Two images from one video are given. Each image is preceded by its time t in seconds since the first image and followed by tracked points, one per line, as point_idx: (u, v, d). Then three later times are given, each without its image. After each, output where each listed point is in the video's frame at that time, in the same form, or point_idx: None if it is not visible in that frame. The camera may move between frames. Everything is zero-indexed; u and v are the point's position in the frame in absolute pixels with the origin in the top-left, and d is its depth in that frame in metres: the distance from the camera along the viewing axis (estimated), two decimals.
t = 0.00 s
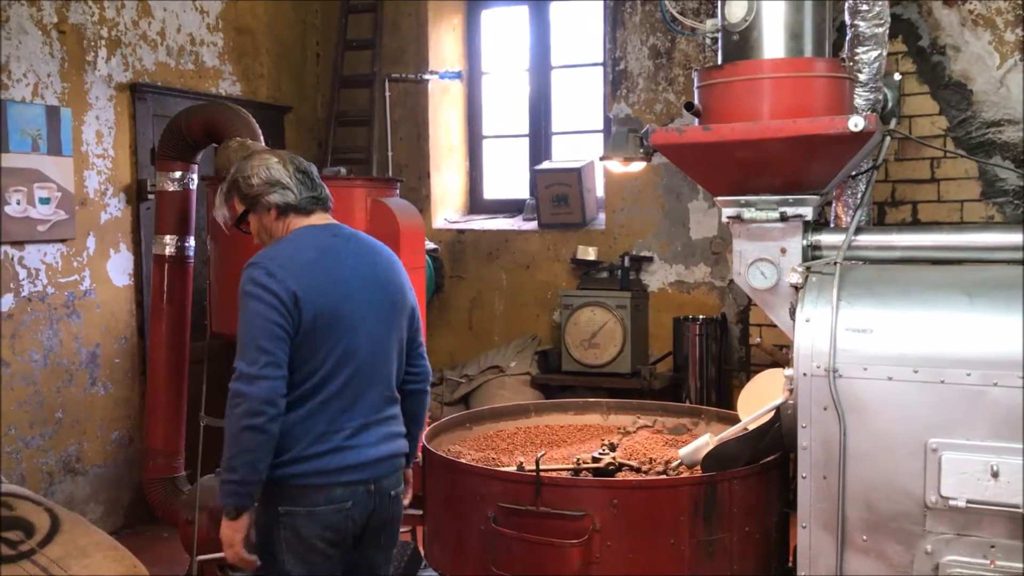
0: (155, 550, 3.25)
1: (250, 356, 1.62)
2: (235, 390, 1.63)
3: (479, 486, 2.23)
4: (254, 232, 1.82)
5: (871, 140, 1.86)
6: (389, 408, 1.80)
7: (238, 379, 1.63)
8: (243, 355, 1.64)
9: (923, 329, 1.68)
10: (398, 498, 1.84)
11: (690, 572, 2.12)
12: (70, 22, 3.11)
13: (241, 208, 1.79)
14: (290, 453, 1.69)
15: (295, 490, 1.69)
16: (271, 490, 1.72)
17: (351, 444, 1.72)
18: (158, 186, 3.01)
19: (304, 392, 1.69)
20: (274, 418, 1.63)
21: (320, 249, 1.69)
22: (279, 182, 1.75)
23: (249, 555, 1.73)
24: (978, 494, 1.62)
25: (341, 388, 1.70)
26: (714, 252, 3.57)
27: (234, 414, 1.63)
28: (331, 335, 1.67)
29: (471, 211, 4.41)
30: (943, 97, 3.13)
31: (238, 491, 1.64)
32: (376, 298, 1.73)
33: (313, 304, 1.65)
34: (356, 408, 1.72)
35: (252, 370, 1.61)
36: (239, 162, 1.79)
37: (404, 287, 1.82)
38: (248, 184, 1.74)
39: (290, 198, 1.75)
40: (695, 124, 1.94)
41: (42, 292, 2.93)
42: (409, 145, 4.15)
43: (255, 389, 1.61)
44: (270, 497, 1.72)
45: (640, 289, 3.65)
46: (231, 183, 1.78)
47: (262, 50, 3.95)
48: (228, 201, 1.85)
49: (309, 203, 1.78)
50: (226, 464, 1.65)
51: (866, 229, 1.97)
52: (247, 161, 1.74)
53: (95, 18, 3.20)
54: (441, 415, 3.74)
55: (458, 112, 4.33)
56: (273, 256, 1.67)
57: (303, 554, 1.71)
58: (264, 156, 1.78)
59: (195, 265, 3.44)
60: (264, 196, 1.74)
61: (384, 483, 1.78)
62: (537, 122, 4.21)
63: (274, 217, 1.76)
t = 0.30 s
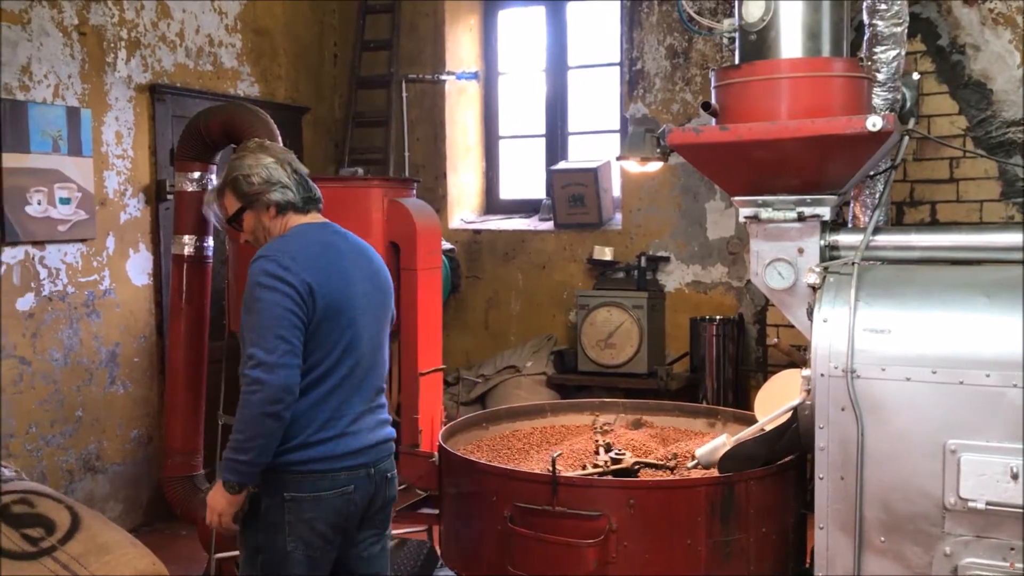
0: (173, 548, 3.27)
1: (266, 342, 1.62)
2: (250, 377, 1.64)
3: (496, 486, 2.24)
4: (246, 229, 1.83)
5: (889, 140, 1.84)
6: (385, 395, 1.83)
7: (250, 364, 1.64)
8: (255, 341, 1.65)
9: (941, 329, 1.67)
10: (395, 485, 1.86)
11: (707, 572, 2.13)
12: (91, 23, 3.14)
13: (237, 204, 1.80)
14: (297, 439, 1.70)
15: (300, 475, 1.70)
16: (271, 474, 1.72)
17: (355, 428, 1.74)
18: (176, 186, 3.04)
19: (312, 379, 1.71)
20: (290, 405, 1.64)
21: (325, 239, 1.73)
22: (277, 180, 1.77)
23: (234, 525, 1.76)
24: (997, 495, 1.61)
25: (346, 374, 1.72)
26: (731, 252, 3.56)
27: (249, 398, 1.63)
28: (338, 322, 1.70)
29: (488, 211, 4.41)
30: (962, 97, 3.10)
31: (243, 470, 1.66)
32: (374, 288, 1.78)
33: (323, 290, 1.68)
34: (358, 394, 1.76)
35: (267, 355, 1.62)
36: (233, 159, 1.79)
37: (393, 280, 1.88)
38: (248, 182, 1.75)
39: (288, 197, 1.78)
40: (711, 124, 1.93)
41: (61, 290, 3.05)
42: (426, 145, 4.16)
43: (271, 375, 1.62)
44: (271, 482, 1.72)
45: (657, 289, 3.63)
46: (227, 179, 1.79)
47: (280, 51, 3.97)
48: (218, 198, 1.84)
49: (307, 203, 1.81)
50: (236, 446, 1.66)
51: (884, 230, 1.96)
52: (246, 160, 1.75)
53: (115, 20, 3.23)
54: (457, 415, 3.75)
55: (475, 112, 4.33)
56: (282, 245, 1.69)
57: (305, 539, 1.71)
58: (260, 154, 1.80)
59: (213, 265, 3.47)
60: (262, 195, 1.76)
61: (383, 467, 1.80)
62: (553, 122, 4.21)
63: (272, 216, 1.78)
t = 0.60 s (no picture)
0: (197, 545, 3.31)
1: (242, 360, 1.63)
2: (227, 396, 1.63)
3: (517, 485, 2.24)
4: (208, 236, 1.82)
5: (914, 139, 1.83)
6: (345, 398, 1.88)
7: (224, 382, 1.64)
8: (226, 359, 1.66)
9: (967, 330, 1.66)
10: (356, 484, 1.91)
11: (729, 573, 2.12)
12: (116, 25, 3.18)
13: (199, 212, 1.79)
14: (270, 446, 1.72)
15: (269, 480, 1.73)
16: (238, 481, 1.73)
17: (324, 434, 1.78)
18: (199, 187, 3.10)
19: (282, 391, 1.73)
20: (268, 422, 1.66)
21: (291, 252, 1.75)
22: (243, 189, 1.78)
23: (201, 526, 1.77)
24: None
25: (314, 382, 1.76)
26: (754, 252, 3.54)
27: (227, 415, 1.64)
28: (308, 333, 1.73)
29: (509, 211, 4.41)
30: (989, 95, 3.08)
31: (219, 480, 1.67)
32: (336, 297, 1.82)
33: (292, 306, 1.70)
34: (324, 400, 1.80)
35: (245, 373, 1.63)
36: (194, 166, 1.78)
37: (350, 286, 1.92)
38: (213, 191, 1.75)
39: (253, 205, 1.79)
40: (734, 122, 1.92)
41: (86, 289, 3.08)
42: (447, 144, 4.17)
43: (250, 393, 1.63)
44: (239, 488, 1.74)
45: (679, 289, 3.62)
46: (188, 187, 1.77)
47: (302, 52, 3.99)
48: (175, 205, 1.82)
49: (271, 209, 1.83)
50: (214, 458, 1.66)
51: (909, 229, 1.94)
52: (209, 169, 1.75)
53: (140, 21, 3.27)
54: (478, 414, 3.76)
55: (496, 112, 4.34)
56: (251, 261, 1.70)
57: (273, 537, 1.74)
58: (220, 160, 1.79)
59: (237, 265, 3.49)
60: (228, 203, 1.76)
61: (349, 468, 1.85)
62: (575, 122, 4.20)
63: (237, 224, 1.79)
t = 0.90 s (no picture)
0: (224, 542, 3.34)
1: (213, 365, 1.66)
2: (176, 395, 1.67)
3: (542, 483, 2.24)
4: (184, 229, 1.82)
5: (943, 135, 1.81)
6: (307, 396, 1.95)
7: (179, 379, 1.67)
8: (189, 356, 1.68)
9: (998, 329, 1.63)
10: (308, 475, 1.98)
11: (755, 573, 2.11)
12: (143, 25, 3.22)
13: (177, 205, 1.78)
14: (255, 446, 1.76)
15: (241, 477, 1.76)
16: (202, 474, 1.76)
17: (285, 436, 1.81)
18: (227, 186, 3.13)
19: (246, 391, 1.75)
20: (207, 425, 1.68)
21: (272, 258, 1.78)
22: (224, 183, 1.79)
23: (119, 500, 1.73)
24: None
25: (290, 383, 1.82)
26: (780, 250, 3.51)
27: (177, 412, 1.66)
28: (286, 339, 1.78)
29: (533, 209, 4.41)
30: (1020, 90, 3.02)
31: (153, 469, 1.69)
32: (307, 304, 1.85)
33: (265, 311, 1.72)
34: (297, 399, 1.86)
35: (201, 374, 1.66)
36: (172, 158, 1.77)
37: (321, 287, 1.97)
38: (194, 185, 1.75)
39: (234, 200, 1.80)
40: (761, 119, 1.91)
41: (114, 287, 3.13)
42: (472, 143, 4.17)
43: (196, 395, 1.66)
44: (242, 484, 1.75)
45: (704, 287, 3.60)
46: (166, 179, 1.76)
47: (327, 52, 4.01)
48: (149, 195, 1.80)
49: (248, 204, 1.85)
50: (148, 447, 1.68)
51: (937, 226, 1.91)
52: (191, 162, 1.75)
53: (167, 22, 3.30)
54: (502, 413, 3.76)
55: (520, 110, 4.34)
56: (228, 263, 1.72)
57: (267, 528, 1.82)
58: (199, 153, 1.79)
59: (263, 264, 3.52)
60: (208, 197, 1.77)
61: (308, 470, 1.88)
62: (599, 119, 4.18)
63: (217, 218, 1.80)
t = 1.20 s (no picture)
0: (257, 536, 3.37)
1: (177, 355, 1.67)
2: (137, 377, 1.66)
3: (572, 480, 2.23)
4: (153, 232, 1.81)
5: (982, 129, 1.77)
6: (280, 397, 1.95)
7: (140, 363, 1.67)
8: (153, 342, 1.69)
9: None
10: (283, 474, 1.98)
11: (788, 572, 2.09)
12: (176, 24, 3.25)
13: (145, 207, 1.78)
14: (239, 446, 1.76)
15: (241, 471, 1.77)
16: (196, 473, 1.75)
17: (265, 436, 1.81)
18: (260, 184, 3.16)
19: (217, 388, 1.75)
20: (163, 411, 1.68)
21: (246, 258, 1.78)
22: (192, 185, 1.78)
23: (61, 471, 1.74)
24: None
25: (266, 384, 1.83)
26: (813, 246, 3.47)
27: (134, 395, 1.66)
28: (255, 339, 1.79)
29: (563, 205, 4.40)
30: None
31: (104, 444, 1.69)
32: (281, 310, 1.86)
33: (239, 307, 1.73)
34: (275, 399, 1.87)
35: (167, 360, 1.66)
36: (142, 161, 1.77)
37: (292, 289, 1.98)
38: (162, 186, 1.75)
39: (203, 202, 1.80)
40: (794, 114, 1.89)
41: (149, 284, 3.16)
42: (501, 139, 4.17)
43: (157, 380, 1.66)
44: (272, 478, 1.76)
45: (736, 283, 3.56)
46: (135, 181, 1.76)
47: (358, 50, 4.03)
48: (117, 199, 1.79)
49: (217, 207, 1.84)
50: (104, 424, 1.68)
51: (975, 222, 1.87)
52: (159, 164, 1.75)
53: (200, 21, 3.33)
54: (532, 409, 3.76)
55: (550, 106, 4.33)
56: (207, 256, 1.74)
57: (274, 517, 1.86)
58: (168, 156, 1.79)
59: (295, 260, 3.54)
60: (177, 198, 1.77)
61: (287, 473, 1.88)
62: (630, 115, 4.16)
63: (186, 220, 1.79)
